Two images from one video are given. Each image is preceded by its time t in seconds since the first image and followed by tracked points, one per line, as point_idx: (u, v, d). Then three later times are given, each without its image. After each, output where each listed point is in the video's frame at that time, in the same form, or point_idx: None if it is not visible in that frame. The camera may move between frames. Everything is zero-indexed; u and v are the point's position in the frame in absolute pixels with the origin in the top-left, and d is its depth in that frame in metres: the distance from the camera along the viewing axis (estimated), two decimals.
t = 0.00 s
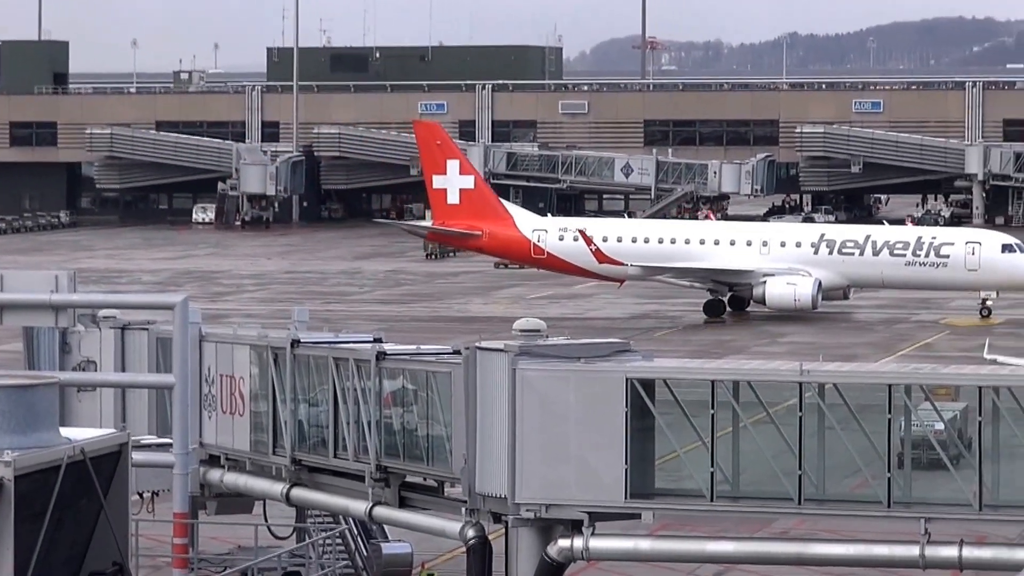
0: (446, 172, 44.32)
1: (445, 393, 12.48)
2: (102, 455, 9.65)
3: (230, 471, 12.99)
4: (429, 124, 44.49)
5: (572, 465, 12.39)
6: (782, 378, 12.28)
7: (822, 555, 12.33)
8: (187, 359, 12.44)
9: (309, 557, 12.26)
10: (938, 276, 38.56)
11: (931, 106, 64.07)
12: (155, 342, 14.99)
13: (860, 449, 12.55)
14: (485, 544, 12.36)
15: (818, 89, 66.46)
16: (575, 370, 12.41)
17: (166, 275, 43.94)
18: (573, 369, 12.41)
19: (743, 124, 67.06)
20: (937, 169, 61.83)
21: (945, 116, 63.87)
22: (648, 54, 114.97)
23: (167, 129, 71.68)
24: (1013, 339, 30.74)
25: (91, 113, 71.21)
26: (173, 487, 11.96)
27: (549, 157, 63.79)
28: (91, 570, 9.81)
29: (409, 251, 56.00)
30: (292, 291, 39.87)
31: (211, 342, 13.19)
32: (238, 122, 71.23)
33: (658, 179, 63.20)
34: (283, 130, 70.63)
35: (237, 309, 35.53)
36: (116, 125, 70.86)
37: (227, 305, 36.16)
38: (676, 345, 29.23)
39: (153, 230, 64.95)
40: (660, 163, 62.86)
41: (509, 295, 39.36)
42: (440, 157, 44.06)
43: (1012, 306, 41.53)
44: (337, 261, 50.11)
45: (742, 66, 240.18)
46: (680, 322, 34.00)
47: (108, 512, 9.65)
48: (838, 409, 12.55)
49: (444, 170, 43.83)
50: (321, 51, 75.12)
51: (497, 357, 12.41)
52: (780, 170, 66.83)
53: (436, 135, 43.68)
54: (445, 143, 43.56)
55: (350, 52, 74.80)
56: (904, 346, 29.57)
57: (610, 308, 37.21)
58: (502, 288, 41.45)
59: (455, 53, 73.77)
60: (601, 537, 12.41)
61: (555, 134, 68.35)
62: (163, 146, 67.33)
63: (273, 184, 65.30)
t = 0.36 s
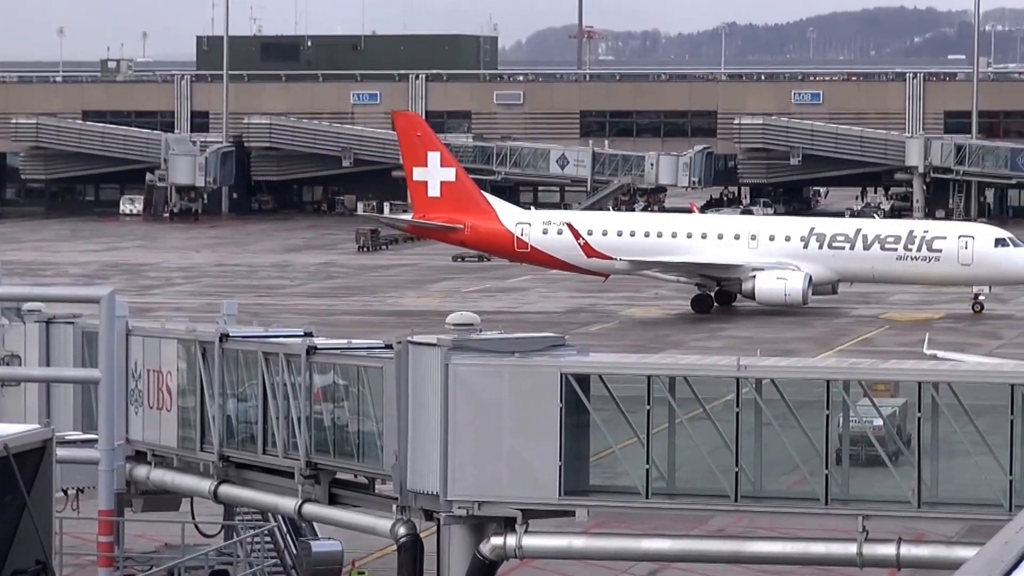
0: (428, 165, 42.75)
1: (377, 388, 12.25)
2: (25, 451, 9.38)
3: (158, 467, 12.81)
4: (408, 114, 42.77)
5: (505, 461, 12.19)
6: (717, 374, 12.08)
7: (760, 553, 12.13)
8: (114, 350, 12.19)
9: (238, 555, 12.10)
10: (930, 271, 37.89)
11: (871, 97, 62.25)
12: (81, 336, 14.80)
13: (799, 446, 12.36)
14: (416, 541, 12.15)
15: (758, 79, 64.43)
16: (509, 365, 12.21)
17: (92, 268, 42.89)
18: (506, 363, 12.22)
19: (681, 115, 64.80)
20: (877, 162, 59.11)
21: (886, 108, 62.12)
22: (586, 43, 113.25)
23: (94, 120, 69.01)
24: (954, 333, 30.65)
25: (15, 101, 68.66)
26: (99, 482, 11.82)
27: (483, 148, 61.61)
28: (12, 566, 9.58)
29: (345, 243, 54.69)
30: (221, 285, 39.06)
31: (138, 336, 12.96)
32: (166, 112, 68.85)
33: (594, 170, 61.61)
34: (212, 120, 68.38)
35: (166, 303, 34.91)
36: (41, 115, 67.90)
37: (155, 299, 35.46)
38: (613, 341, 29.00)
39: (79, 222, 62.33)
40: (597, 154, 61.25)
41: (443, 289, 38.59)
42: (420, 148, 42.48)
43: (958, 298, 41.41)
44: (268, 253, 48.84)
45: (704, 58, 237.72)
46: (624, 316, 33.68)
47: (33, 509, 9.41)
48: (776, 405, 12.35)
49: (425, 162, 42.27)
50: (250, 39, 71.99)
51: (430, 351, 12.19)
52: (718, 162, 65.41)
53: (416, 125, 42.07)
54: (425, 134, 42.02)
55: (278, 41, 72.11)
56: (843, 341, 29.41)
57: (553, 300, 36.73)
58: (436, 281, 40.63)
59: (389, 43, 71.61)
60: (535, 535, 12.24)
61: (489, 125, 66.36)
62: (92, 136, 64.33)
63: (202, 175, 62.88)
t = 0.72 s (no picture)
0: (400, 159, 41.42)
1: (299, 384, 12.12)
2: None
3: (77, 465, 12.69)
4: (381, 106, 41.49)
5: (429, 458, 12.08)
6: (645, 369, 11.98)
7: (686, 551, 12.05)
8: (33, 344, 12.07)
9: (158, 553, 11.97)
10: (913, 266, 36.87)
11: (801, 90, 62.01)
12: None
13: (727, 443, 12.24)
14: (340, 539, 12.04)
15: (686, 72, 64.13)
16: (433, 361, 12.08)
17: (8, 263, 42.01)
18: (430, 359, 12.08)
19: (609, 108, 64.74)
20: (807, 155, 58.81)
21: (816, 100, 61.86)
22: (511, 35, 113.56)
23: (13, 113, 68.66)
24: (884, 329, 30.67)
25: None
26: (16, 480, 11.70)
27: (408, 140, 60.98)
28: None
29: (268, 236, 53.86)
30: (141, 280, 38.51)
31: (57, 332, 12.85)
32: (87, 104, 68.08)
33: (520, 164, 60.92)
34: (133, 112, 67.61)
35: (85, 298, 34.52)
36: None
37: (73, 295, 35.00)
38: (539, 336, 28.87)
39: None
40: (522, 147, 60.59)
41: (367, 284, 38.06)
42: (393, 141, 41.30)
43: (896, 291, 41.23)
44: (188, 247, 47.87)
45: (585, 53, 236.39)
46: (551, 311, 33.48)
47: None
48: (703, 401, 12.25)
49: (398, 155, 40.99)
50: (172, 30, 73.99)
51: (353, 347, 12.03)
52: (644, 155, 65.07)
53: (389, 118, 41.02)
54: (398, 127, 40.86)
55: (201, 33, 73.92)
56: (773, 337, 29.36)
57: (487, 296, 36.38)
58: (361, 276, 40.06)
59: (313, 34, 73.60)
60: (459, 533, 12.12)
61: (415, 118, 65.88)
62: (11, 129, 62.74)
63: (122, 167, 61.31)
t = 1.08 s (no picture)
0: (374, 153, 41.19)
1: (221, 382, 11.98)
2: None
3: None
4: (354, 100, 41.26)
5: (352, 458, 11.95)
6: (571, 367, 11.89)
7: (611, 550, 11.91)
8: None
9: (78, 553, 11.87)
10: (893, 264, 36.40)
11: (730, 86, 61.37)
12: None
13: (653, 441, 12.17)
14: (262, 539, 11.85)
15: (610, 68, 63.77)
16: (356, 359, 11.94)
17: None
18: (353, 357, 11.94)
19: (534, 104, 64.03)
20: (735, 151, 58.34)
21: (743, 97, 61.17)
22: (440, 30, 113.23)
23: None
24: (813, 326, 30.67)
25: None
26: None
27: (331, 136, 60.23)
28: None
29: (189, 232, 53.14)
30: (60, 277, 37.98)
31: None
32: (6, 98, 66.94)
33: (445, 160, 60.11)
34: (53, 107, 66.55)
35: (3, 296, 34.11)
36: None
37: None
38: (464, 334, 28.86)
39: None
40: (447, 143, 59.83)
41: (290, 281, 37.77)
42: (367, 136, 41.08)
43: (832, 288, 41.12)
44: (108, 245, 46.99)
45: (542, 54, 234.85)
46: (474, 309, 33.27)
47: None
48: (630, 398, 12.19)
49: (371, 150, 40.75)
50: (93, 25, 75.48)
51: (275, 345, 11.91)
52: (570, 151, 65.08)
53: (362, 113, 40.75)
54: (371, 122, 40.59)
55: (122, 27, 75.24)
56: (699, 334, 29.38)
57: (414, 295, 36.06)
58: (282, 273, 39.65)
59: (234, 29, 74.08)
60: (384, 533, 11.97)
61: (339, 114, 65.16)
62: None
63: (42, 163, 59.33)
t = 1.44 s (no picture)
0: (357, 152, 40.30)
1: (151, 381, 11.94)
2: None
3: None
4: (336, 99, 40.57)
5: (284, 458, 11.91)
6: (502, 367, 11.83)
7: (544, 550, 11.84)
8: None
9: (7, 553, 11.93)
10: (882, 263, 35.28)
11: (662, 84, 61.23)
12: None
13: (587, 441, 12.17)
14: (195, 539, 11.73)
15: (543, 64, 63.40)
16: (287, 357, 11.90)
17: None
18: (285, 356, 11.89)
19: (467, 101, 63.85)
20: (667, 149, 58.55)
21: (677, 94, 61.05)
22: (370, 26, 112.74)
23: None
24: (751, 326, 30.62)
25: None
26: None
27: (263, 134, 60.29)
28: None
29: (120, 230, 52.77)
30: None
31: None
32: None
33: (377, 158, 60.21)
34: None
35: None
36: None
37: None
38: (396, 334, 28.85)
39: None
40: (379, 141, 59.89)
41: (221, 280, 37.59)
42: (349, 135, 40.38)
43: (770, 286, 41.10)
44: (37, 244, 46.32)
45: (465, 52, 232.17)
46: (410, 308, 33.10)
47: None
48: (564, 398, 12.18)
49: (353, 149, 39.86)
50: (22, 21, 74.55)
51: (206, 343, 11.83)
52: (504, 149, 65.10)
53: (343, 111, 39.98)
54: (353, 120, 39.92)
55: (53, 24, 74.43)
56: (632, 334, 29.48)
57: (348, 294, 35.82)
58: (213, 272, 39.47)
59: (164, 26, 74.16)
60: (316, 533, 11.89)
61: (270, 112, 64.92)
62: None
63: None
